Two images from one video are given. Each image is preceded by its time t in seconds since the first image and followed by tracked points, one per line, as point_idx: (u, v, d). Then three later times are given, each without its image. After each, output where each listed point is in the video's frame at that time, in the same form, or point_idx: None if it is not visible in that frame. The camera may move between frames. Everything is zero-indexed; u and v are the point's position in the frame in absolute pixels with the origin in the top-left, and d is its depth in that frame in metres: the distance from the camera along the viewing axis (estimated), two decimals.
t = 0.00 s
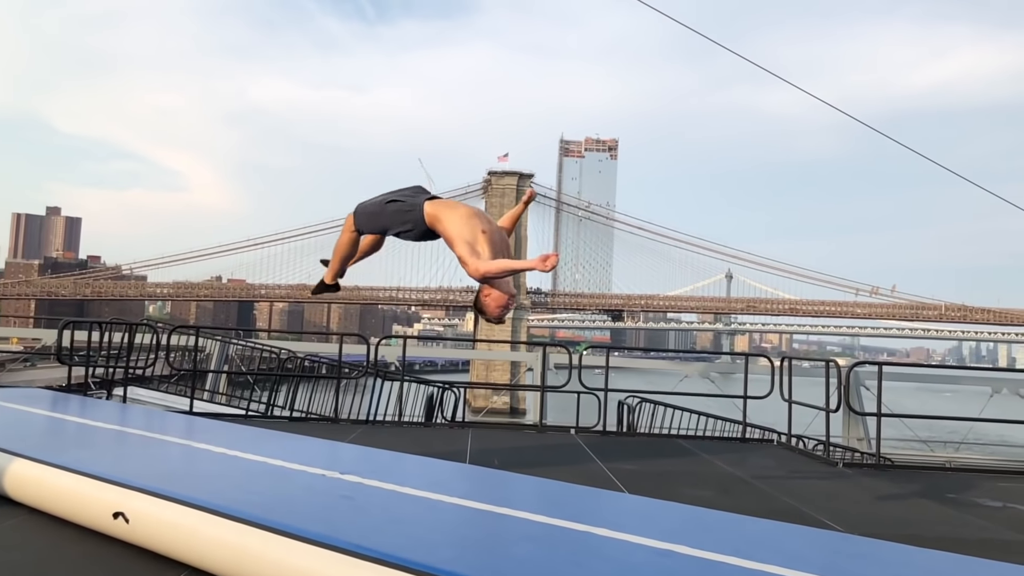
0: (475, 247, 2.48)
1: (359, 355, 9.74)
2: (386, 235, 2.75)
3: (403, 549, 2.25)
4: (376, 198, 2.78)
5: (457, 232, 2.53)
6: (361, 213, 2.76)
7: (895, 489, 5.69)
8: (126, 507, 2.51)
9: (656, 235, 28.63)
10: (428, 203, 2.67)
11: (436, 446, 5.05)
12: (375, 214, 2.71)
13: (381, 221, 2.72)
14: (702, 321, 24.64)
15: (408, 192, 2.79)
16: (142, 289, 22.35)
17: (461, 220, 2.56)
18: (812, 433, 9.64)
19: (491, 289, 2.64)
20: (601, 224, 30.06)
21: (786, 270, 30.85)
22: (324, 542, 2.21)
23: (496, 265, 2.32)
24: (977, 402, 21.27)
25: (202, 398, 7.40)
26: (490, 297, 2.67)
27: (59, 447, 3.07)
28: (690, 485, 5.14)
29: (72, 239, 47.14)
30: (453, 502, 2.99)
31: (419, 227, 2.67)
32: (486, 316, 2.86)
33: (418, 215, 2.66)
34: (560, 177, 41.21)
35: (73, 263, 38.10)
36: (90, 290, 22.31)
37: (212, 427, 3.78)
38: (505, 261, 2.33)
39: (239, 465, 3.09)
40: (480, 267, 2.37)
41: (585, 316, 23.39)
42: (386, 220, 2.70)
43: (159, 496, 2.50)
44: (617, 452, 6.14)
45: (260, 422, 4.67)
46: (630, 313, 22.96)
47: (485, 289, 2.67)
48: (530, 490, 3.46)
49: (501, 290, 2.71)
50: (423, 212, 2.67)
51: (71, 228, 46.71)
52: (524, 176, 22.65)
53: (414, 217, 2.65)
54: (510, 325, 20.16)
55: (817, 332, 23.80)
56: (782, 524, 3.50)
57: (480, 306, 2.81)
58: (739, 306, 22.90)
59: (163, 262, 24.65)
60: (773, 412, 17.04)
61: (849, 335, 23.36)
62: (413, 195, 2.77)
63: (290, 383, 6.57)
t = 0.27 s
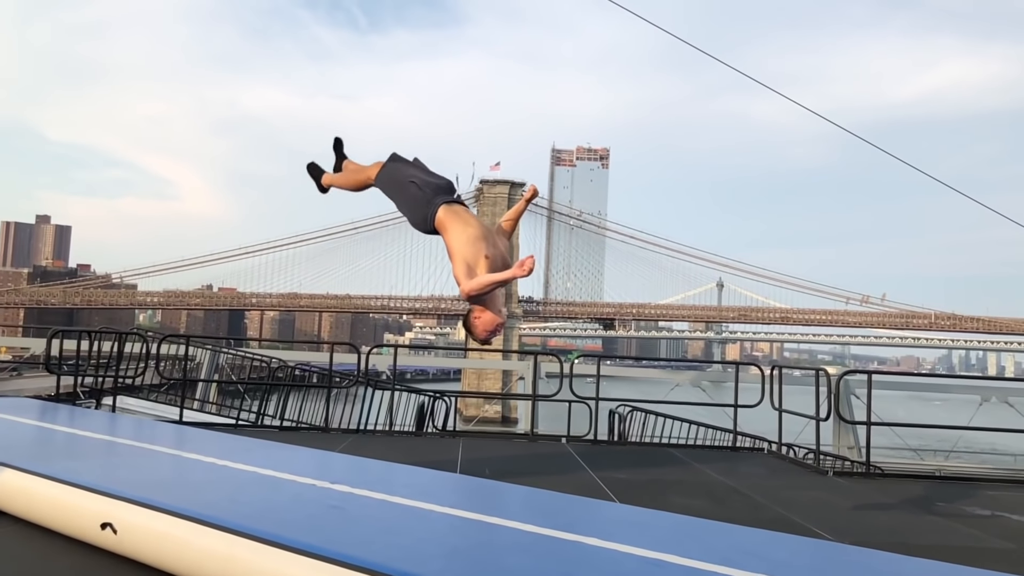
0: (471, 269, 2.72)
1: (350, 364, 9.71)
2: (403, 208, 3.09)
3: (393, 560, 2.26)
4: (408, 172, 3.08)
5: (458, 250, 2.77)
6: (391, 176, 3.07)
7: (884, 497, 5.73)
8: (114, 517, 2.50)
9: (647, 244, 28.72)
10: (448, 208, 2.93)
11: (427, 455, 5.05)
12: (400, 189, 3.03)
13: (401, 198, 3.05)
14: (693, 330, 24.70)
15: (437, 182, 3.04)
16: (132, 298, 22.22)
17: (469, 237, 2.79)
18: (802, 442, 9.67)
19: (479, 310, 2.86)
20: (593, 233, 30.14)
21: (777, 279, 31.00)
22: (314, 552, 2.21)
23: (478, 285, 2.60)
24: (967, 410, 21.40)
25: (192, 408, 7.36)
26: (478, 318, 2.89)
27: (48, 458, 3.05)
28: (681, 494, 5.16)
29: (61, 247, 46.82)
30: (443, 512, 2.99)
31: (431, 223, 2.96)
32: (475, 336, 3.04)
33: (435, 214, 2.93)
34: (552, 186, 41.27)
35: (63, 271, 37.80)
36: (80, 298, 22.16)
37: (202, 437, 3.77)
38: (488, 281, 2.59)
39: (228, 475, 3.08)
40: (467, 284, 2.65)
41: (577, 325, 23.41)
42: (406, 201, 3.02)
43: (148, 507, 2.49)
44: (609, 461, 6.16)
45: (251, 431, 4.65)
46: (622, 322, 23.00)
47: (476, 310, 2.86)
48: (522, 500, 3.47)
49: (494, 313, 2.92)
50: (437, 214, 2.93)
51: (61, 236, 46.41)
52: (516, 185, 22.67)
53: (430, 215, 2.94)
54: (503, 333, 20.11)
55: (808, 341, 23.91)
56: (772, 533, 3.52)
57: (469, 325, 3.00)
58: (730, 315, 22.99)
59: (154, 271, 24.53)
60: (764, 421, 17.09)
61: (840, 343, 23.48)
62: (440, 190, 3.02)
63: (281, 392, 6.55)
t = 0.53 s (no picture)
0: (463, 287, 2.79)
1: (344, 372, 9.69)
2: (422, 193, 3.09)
3: (385, 568, 2.26)
4: (437, 165, 3.00)
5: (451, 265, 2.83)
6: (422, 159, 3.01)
7: (876, 505, 5.75)
8: (105, 526, 2.49)
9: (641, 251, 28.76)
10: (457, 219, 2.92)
11: (420, 463, 5.05)
12: (424, 180, 2.99)
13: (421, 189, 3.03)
14: (688, 338, 24.73)
15: (459, 190, 2.97)
16: (126, 305, 22.13)
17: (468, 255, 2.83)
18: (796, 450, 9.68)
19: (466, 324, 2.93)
20: (588, 240, 30.18)
21: (771, 287, 31.07)
22: (305, 561, 2.21)
23: (466, 295, 2.70)
24: (959, 417, 21.50)
25: (185, 416, 7.33)
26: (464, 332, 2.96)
27: (39, 466, 3.04)
28: (674, 502, 5.17)
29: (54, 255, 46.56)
30: (435, 520, 2.99)
31: (435, 226, 2.98)
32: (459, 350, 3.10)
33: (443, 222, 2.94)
34: (547, 193, 41.32)
35: (56, 278, 37.64)
36: (72, 306, 22.07)
37: (195, 445, 3.77)
38: (475, 292, 2.68)
39: (220, 483, 3.07)
40: (455, 299, 2.74)
41: (571, 332, 23.42)
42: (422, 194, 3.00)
43: (139, 515, 2.49)
44: (602, 469, 6.16)
45: (244, 439, 4.65)
46: (616, 329, 23.02)
47: (463, 326, 2.93)
48: (515, 508, 3.47)
49: (481, 330, 2.98)
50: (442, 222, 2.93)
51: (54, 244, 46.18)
52: (511, 193, 22.64)
53: (437, 219, 2.95)
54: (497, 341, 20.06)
55: (801, 349, 23.96)
56: (765, 541, 3.53)
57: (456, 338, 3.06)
58: (724, 323, 23.03)
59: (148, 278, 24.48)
60: (758, 429, 17.11)
61: (833, 352, 23.53)
62: (457, 198, 2.97)
63: (274, 400, 6.53)
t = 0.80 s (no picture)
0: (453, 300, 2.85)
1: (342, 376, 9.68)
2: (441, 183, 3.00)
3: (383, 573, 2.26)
4: (469, 175, 2.87)
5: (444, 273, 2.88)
6: (460, 160, 2.87)
7: (874, 511, 5.75)
8: (102, 530, 2.49)
9: (641, 257, 28.76)
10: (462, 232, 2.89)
11: (419, 468, 5.04)
12: (450, 182, 2.88)
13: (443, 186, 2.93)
14: (687, 343, 24.70)
15: (476, 208, 2.89)
16: (125, 309, 22.12)
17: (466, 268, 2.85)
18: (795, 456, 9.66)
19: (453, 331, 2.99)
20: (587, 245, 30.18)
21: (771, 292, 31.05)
22: (303, 566, 2.21)
23: (459, 304, 2.77)
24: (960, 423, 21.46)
25: (184, 420, 7.32)
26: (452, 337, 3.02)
27: (37, 470, 3.04)
28: (672, 507, 5.16)
29: (54, 259, 46.60)
30: (433, 525, 2.99)
31: (437, 227, 2.95)
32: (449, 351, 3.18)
33: (448, 229, 2.91)
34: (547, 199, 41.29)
35: (56, 282, 37.67)
36: (72, 309, 22.07)
37: (194, 450, 3.76)
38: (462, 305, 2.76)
39: (218, 488, 3.07)
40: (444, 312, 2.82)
41: (571, 337, 23.41)
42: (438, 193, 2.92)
43: (136, 520, 2.49)
44: (601, 475, 6.16)
45: (242, 444, 4.64)
46: (615, 335, 23.01)
47: (451, 334, 2.99)
48: (513, 513, 3.47)
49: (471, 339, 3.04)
50: (446, 230, 2.91)
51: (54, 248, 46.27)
52: (511, 197, 22.53)
53: (444, 225, 2.92)
54: (496, 346, 20.01)
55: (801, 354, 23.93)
56: (764, 547, 3.53)
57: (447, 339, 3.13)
58: (723, 328, 23.01)
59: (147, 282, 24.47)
60: (757, 435, 17.08)
61: (833, 357, 23.50)
62: (471, 214, 2.90)
63: (273, 404, 6.52)
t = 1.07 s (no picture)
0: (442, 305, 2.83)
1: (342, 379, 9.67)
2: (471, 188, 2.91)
3: None
4: (494, 204, 2.75)
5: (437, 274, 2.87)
6: (497, 185, 2.75)
7: (875, 516, 5.73)
8: (100, 533, 2.49)
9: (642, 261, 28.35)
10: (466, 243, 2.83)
11: (418, 472, 5.03)
12: (473, 198, 2.78)
13: (468, 195, 2.82)
14: (688, 347, 24.68)
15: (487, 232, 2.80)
16: (125, 311, 22.11)
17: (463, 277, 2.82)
18: (795, 460, 9.64)
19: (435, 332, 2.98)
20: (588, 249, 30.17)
21: (772, 296, 31.01)
22: (304, 570, 2.21)
23: (449, 317, 2.76)
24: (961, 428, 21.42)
25: (183, 423, 7.31)
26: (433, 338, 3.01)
27: (36, 472, 3.04)
28: (672, 512, 5.15)
29: (54, 261, 46.56)
30: (431, 529, 2.99)
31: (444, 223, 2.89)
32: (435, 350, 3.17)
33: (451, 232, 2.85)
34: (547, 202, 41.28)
35: (57, 285, 37.67)
36: (72, 312, 22.05)
37: (193, 453, 3.76)
38: (448, 319, 2.77)
39: (217, 490, 3.07)
40: (433, 317, 2.82)
41: (571, 341, 23.37)
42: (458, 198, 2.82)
43: (134, 523, 2.49)
44: (600, 479, 6.15)
45: (241, 447, 4.64)
46: (616, 339, 22.99)
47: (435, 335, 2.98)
48: (512, 517, 3.46)
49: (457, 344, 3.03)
50: (450, 235, 2.85)
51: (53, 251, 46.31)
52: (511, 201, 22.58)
53: (451, 230, 2.85)
54: (496, 350, 19.95)
55: (802, 359, 23.90)
56: (763, 551, 3.52)
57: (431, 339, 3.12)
58: (724, 332, 22.98)
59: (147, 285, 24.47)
60: (757, 440, 17.05)
61: (834, 362, 23.46)
62: (480, 235, 2.81)
63: (272, 408, 6.51)
